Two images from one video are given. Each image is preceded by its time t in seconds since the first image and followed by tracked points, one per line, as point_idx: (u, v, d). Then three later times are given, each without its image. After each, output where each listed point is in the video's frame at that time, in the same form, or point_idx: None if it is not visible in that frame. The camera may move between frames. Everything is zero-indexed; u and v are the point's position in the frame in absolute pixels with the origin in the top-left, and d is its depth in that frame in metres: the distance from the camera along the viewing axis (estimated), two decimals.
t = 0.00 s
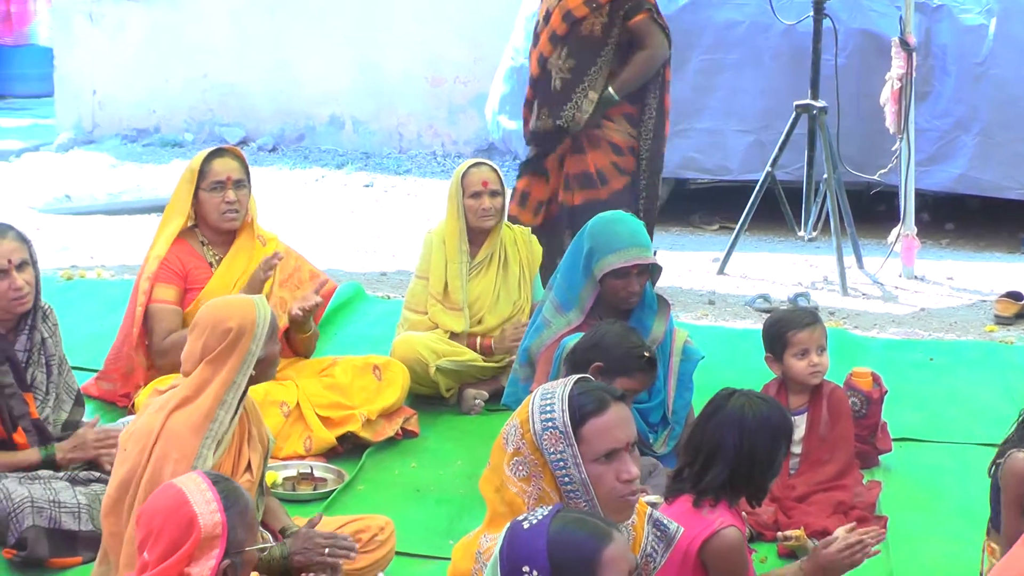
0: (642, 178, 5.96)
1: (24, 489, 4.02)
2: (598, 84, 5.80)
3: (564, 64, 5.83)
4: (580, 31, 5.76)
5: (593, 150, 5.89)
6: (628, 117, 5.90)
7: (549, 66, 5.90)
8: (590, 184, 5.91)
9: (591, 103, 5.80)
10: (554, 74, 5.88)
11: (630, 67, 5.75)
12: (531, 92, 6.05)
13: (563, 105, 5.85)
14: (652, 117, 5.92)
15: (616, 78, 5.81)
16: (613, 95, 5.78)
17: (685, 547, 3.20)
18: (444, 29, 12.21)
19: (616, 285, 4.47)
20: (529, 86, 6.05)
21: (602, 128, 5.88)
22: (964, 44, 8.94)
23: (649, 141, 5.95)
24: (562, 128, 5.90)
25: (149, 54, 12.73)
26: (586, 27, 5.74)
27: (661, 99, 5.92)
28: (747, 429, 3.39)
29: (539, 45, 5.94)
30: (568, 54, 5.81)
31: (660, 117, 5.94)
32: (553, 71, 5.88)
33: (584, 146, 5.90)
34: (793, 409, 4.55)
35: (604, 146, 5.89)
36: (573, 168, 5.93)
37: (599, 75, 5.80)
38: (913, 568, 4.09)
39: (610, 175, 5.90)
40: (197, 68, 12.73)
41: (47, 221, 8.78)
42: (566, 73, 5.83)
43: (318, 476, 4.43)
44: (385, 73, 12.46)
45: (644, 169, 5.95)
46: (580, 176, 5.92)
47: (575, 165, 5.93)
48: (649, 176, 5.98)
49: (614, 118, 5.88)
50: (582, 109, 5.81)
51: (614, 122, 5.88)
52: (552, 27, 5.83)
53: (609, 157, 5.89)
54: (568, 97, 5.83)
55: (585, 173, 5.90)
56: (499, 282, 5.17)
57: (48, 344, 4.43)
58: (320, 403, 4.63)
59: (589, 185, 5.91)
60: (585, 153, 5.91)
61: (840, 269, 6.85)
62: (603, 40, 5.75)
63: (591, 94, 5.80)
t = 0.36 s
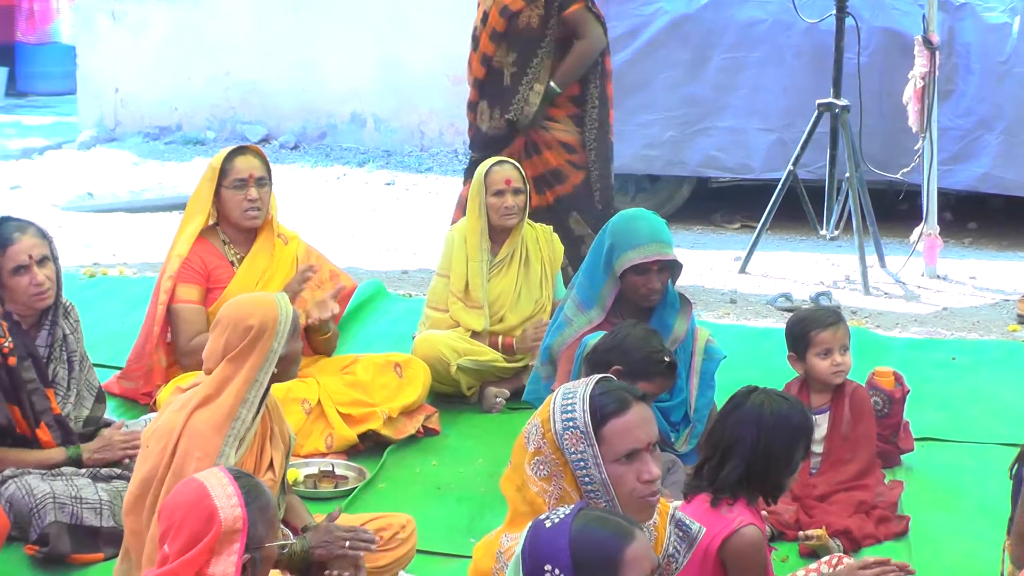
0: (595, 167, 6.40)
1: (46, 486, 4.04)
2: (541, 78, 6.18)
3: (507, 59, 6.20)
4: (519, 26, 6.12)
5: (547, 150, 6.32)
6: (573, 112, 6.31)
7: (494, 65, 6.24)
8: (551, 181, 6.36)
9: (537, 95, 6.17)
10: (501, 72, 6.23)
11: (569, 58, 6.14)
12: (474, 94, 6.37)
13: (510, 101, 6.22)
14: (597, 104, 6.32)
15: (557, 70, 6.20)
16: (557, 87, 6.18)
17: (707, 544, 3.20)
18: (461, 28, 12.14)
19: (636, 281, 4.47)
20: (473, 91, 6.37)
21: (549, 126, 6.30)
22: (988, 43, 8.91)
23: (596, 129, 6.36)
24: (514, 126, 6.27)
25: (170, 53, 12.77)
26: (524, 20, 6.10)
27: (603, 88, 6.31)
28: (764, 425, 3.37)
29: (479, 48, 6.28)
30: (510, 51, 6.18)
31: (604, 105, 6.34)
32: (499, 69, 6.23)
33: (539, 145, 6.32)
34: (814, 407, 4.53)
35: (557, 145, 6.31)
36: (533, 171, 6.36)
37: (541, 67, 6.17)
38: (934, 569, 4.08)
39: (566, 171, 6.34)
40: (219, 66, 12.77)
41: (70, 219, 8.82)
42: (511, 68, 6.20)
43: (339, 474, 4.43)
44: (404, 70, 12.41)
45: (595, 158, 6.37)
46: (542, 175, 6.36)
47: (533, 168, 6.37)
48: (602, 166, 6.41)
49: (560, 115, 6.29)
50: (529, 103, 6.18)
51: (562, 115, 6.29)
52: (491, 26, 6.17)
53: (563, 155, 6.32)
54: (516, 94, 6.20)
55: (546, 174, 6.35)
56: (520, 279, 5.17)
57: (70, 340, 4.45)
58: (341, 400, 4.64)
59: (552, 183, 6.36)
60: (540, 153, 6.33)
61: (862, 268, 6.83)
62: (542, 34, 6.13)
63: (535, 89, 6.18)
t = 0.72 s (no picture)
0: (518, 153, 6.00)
1: (58, 484, 4.06)
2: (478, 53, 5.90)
3: (444, 36, 5.93)
4: (454, 8, 5.85)
5: (468, 127, 5.89)
6: (507, 92, 5.91)
7: (431, 44, 5.98)
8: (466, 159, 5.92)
9: (468, 70, 5.90)
10: (433, 49, 5.97)
11: (507, 32, 5.79)
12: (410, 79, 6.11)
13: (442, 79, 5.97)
14: (532, 83, 5.95)
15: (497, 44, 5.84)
16: (497, 61, 5.81)
17: (716, 545, 3.22)
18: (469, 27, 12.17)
19: (651, 275, 4.47)
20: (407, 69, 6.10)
21: (482, 105, 5.89)
22: (999, 42, 8.89)
23: (528, 109, 5.98)
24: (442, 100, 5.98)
25: (180, 51, 12.77)
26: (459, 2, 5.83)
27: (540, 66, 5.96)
28: (756, 419, 3.74)
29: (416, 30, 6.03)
30: (446, 28, 5.92)
31: (540, 85, 5.99)
32: (433, 48, 5.97)
33: (469, 118, 5.89)
34: (825, 408, 4.54)
35: (481, 123, 5.88)
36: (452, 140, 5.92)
37: (479, 43, 5.89)
38: (944, 569, 4.07)
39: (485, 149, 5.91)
40: (228, 66, 12.77)
41: (80, 217, 8.83)
42: (445, 47, 5.94)
43: (349, 472, 4.44)
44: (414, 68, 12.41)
45: (522, 138, 5.98)
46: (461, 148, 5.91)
47: (450, 139, 5.93)
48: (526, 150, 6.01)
49: (494, 90, 5.89)
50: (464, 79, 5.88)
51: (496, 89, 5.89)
52: (428, 9, 5.89)
53: (483, 136, 5.89)
54: (450, 68, 5.93)
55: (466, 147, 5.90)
56: (530, 277, 5.15)
57: (82, 337, 4.46)
58: (352, 399, 4.64)
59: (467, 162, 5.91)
60: (463, 127, 5.91)
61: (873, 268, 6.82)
62: (478, 13, 5.85)
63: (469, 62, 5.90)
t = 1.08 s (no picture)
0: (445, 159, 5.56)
1: (25, 503, 3.62)
2: (413, 55, 5.35)
3: (378, 31, 5.35)
4: None
5: (394, 129, 5.47)
6: (437, 95, 5.52)
7: (359, 35, 5.39)
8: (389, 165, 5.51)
9: (405, 72, 5.35)
10: (364, 40, 5.38)
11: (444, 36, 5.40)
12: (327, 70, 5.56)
13: (371, 77, 5.37)
14: (468, 94, 5.54)
15: (430, 47, 5.42)
16: (431, 64, 5.40)
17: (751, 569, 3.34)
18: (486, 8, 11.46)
19: (683, 262, 4.09)
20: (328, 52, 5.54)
21: (406, 106, 5.47)
22: None
23: (462, 121, 5.53)
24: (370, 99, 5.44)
25: (168, 28, 12.35)
26: None
27: (479, 77, 5.56)
28: (799, 433, 3.57)
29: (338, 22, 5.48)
30: (378, 18, 5.34)
31: (478, 97, 5.56)
32: (361, 38, 5.38)
33: (395, 119, 5.47)
34: (873, 420, 4.11)
35: (407, 125, 5.48)
36: (378, 139, 5.49)
37: (414, 41, 5.35)
38: None
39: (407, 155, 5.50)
40: (215, 43, 12.37)
41: (50, 209, 8.39)
42: (381, 41, 5.36)
43: (347, 491, 4.00)
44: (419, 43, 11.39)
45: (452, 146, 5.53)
46: (383, 151, 5.50)
47: (370, 141, 5.49)
48: (459, 163, 5.52)
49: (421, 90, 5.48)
50: (395, 81, 5.34)
51: (426, 91, 5.50)
52: None
53: (411, 139, 5.48)
54: (378, 66, 5.35)
55: (389, 151, 5.49)
56: (547, 276, 4.71)
57: (51, 343, 3.99)
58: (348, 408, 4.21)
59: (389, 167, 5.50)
60: (387, 129, 5.48)
61: (926, 264, 6.38)
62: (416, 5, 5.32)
63: (402, 63, 5.34)
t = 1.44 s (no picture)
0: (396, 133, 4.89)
1: None
2: (343, 29, 4.60)
3: None
4: None
5: (335, 108, 4.75)
6: (376, 65, 4.81)
7: (275, 3, 4.61)
8: (334, 151, 4.79)
9: (337, 51, 4.60)
10: (285, 14, 4.60)
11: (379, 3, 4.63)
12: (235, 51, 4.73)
13: (297, 56, 4.59)
14: (406, 67, 4.85)
15: (361, 18, 4.65)
16: (364, 37, 4.64)
17: None
18: None
19: (724, 250, 3.70)
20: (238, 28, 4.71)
21: (345, 79, 4.74)
22: None
23: (403, 96, 4.86)
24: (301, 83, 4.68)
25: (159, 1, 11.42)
26: None
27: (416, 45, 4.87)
28: (852, 449, 3.00)
29: None
30: None
31: (418, 66, 4.89)
32: (281, 10, 4.60)
33: (336, 102, 4.75)
34: (933, 434, 3.69)
35: (350, 102, 4.77)
36: (322, 126, 4.75)
37: (342, 14, 4.59)
38: None
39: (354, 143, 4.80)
40: (206, 14, 11.41)
41: (21, 198, 8.02)
42: (303, 13, 4.58)
43: (351, 510, 3.62)
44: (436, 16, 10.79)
45: (398, 123, 4.88)
46: (326, 139, 4.77)
47: (313, 129, 4.75)
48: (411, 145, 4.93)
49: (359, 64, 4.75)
50: (326, 60, 4.59)
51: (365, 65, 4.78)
52: None
53: (359, 116, 4.79)
54: (307, 44, 4.58)
55: (335, 137, 4.77)
56: (573, 275, 4.32)
57: (25, 345, 3.62)
58: (353, 419, 3.82)
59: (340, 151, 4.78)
60: (327, 109, 4.74)
61: (993, 261, 5.86)
62: None
63: (335, 39, 4.59)
